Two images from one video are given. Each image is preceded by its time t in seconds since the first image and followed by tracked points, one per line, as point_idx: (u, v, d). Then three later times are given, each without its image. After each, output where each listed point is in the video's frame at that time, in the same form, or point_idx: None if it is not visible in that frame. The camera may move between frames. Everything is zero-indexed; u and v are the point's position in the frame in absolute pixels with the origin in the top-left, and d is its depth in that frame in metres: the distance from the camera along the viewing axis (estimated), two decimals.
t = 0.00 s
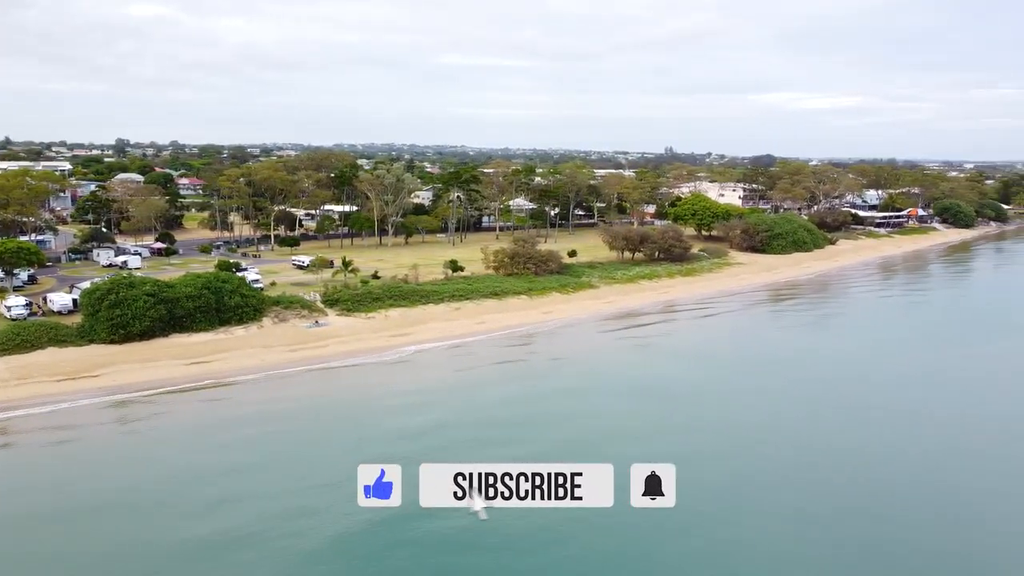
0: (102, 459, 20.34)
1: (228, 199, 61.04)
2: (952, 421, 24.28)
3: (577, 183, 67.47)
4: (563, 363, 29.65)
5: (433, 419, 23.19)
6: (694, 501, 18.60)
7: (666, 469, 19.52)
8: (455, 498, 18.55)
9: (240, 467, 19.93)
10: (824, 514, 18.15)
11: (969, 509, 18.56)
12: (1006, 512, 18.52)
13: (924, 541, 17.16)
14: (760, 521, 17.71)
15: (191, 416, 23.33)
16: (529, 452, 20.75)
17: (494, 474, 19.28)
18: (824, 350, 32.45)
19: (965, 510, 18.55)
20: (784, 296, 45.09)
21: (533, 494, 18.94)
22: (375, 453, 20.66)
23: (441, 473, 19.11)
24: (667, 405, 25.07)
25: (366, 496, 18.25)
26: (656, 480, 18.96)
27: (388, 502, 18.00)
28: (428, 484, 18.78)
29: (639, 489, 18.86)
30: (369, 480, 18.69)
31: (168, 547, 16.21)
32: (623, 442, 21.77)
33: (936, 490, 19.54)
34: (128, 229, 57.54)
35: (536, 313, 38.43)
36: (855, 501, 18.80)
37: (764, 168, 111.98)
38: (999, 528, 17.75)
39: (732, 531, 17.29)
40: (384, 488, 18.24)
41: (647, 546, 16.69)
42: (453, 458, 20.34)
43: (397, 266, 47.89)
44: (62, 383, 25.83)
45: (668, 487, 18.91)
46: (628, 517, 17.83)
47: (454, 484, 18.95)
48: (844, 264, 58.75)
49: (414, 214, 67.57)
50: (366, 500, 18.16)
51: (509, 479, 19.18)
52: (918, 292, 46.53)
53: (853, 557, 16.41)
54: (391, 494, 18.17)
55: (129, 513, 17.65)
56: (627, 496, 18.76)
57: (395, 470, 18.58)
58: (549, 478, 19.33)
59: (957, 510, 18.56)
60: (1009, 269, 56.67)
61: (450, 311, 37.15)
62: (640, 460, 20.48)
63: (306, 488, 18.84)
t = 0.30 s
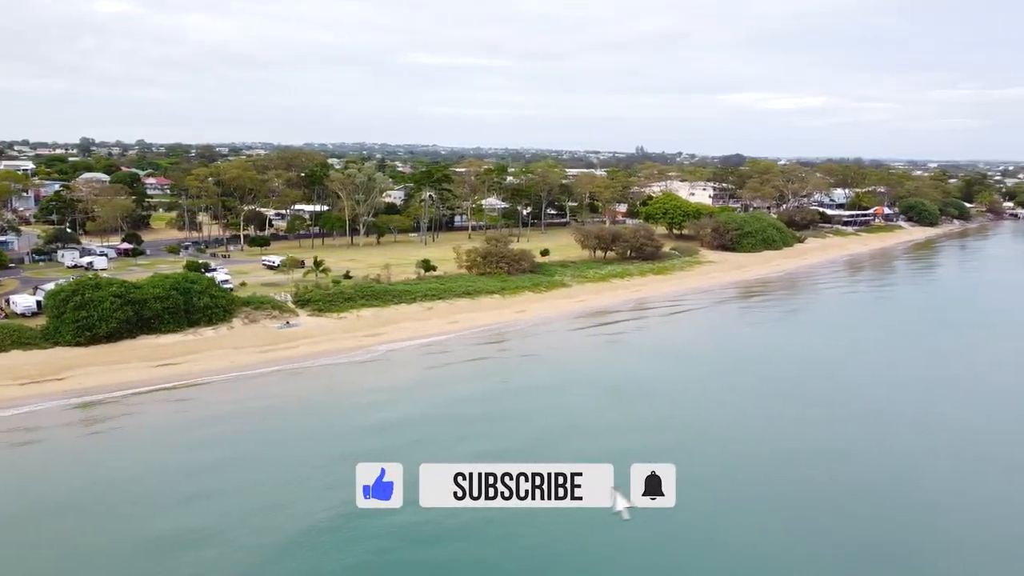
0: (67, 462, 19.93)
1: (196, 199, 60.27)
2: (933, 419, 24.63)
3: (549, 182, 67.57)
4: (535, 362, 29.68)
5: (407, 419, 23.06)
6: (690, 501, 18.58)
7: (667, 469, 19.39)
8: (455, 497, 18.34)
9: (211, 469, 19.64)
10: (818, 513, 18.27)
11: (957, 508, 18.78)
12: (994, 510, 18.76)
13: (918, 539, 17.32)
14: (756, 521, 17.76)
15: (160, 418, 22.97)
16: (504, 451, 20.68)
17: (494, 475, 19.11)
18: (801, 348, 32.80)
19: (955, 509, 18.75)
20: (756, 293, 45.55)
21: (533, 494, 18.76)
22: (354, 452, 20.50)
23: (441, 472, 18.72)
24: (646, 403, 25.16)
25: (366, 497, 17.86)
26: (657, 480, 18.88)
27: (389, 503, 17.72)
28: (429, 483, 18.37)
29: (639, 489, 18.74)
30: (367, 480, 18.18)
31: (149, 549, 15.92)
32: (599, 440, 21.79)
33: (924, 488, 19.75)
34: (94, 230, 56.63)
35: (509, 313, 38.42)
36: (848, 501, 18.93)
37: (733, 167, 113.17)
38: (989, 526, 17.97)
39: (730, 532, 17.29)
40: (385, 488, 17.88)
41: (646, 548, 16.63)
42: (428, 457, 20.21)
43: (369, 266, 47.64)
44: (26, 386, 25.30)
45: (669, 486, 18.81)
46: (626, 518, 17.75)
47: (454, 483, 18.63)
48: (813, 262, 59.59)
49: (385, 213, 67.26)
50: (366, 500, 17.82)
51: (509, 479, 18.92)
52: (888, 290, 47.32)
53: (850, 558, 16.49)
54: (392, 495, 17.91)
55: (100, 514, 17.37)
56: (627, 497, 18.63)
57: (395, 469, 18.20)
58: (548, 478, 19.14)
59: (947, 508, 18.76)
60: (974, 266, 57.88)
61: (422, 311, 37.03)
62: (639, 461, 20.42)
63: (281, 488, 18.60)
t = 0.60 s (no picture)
0: (36, 463, 19.59)
1: (166, 198, 59.49)
2: (913, 416, 24.97)
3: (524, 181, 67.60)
4: (511, 361, 29.72)
5: (383, 418, 22.96)
6: (684, 501, 18.55)
7: (665, 478, 19.67)
8: (454, 497, 18.46)
9: (185, 469, 19.37)
10: (812, 512, 18.34)
11: (942, 504, 18.99)
12: (973, 504, 19.09)
13: (911, 536, 17.46)
14: (751, 520, 17.78)
15: (130, 420, 22.66)
16: (482, 450, 20.67)
17: (493, 475, 19.35)
18: (781, 346, 33.11)
19: (944, 506, 18.96)
20: (730, 292, 45.98)
21: (533, 494, 18.95)
22: (328, 455, 20.26)
23: (441, 473, 19.11)
24: (624, 402, 25.24)
25: (366, 496, 17.93)
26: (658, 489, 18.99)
27: (389, 503, 17.70)
28: (429, 483, 18.70)
29: (637, 492, 18.86)
30: (368, 480, 18.48)
31: (129, 552, 15.64)
32: (576, 438, 21.88)
33: (905, 484, 20.04)
34: (61, 230, 55.77)
35: (484, 312, 38.42)
36: (835, 499, 19.05)
37: (706, 167, 113.91)
38: (980, 523, 18.17)
39: (728, 532, 17.30)
40: (385, 488, 18.11)
41: (645, 550, 16.57)
42: (406, 456, 20.16)
43: (343, 266, 47.47)
44: None
45: (669, 494, 18.88)
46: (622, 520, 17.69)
47: (454, 483, 18.96)
48: (785, 260, 60.27)
49: (359, 213, 66.88)
50: (366, 500, 17.79)
51: (509, 480, 19.24)
52: (862, 288, 47.96)
53: (850, 556, 16.56)
54: (392, 495, 17.96)
55: (67, 519, 16.96)
56: (625, 496, 18.69)
57: (396, 469, 18.60)
58: (549, 478, 19.36)
59: (936, 505, 18.98)
60: (943, 264, 58.91)
61: (397, 311, 36.92)
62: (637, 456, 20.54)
63: (258, 487, 18.43)
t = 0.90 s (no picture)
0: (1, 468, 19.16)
1: (134, 199, 58.58)
2: (898, 415, 25.13)
3: (496, 180, 67.56)
4: (485, 360, 29.66)
5: (358, 419, 22.80)
6: (683, 501, 18.43)
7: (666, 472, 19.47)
8: (455, 497, 18.37)
9: (157, 472, 19.06)
10: (804, 509, 18.41)
11: (922, 497, 19.24)
12: (951, 495, 19.39)
13: (910, 532, 17.42)
14: (740, 516, 17.87)
15: (98, 423, 22.25)
16: (459, 450, 20.59)
17: (493, 474, 19.27)
18: (761, 344, 33.27)
19: (941, 502, 18.97)
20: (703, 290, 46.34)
21: (534, 494, 18.99)
22: (301, 458, 19.96)
23: (440, 474, 19.00)
24: (602, 401, 25.29)
25: (366, 496, 17.80)
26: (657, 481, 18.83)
27: (389, 503, 17.56)
28: (429, 484, 18.53)
29: (639, 489, 18.75)
30: (368, 480, 18.22)
31: (112, 558, 15.23)
32: (553, 436, 21.87)
33: (884, 477, 20.31)
34: (25, 232, 54.68)
35: (456, 312, 38.34)
36: (818, 493, 19.24)
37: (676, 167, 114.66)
38: (976, 517, 18.19)
39: (718, 528, 17.34)
40: (385, 488, 17.84)
41: (647, 552, 16.37)
42: (385, 457, 20.02)
43: (314, 267, 47.12)
44: None
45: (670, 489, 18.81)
46: (623, 522, 17.49)
47: (454, 483, 18.84)
48: (756, 259, 60.92)
49: (330, 213, 66.39)
50: (366, 500, 17.68)
51: (509, 479, 19.21)
52: (835, 286, 48.49)
53: (855, 553, 16.46)
54: (392, 494, 17.76)
55: (31, 524, 16.58)
56: (627, 496, 18.62)
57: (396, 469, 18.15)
58: (549, 478, 19.42)
59: (931, 502, 18.98)
60: (911, 262, 59.87)
61: (370, 312, 36.70)
62: (640, 461, 20.49)
63: (236, 489, 18.19)
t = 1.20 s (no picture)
0: None
1: (99, 199, 57.58)
2: (875, 411, 25.53)
3: (468, 179, 67.41)
4: (459, 359, 29.59)
5: (333, 418, 22.62)
6: (673, 500, 18.46)
7: (665, 473, 19.63)
8: (455, 497, 18.41)
9: (129, 473, 18.76)
10: (790, 504, 18.61)
11: (903, 492, 19.55)
12: (931, 489, 19.73)
13: (900, 529, 17.54)
14: (726, 510, 18.03)
15: (64, 426, 21.81)
16: (436, 449, 20.52)
17: (493, 475, 19.33)
18: (740, 342, 33.46)
19: (929, 500, 19.13)
20: (677, 289, 46.66)
21: (534, 494, 18.92)
22: (277, 458, 19.74)
23: (440, 473, 19.07)
24: (578, 399, 25.35)
25: (366, 496, 17.79)
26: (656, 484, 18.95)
27: (388, 502, 17.57)
28: (429, 482, 18.65)
29: (639, 491, 18.80)
30: (368, 481, 18.35)
31: (92, 560, 14.91)
32: (531, 434, 21.88)
33: (865, 472, 20.61)
34: None
35: (428, 312, 38.22)
36: (801, 488, 19.46)
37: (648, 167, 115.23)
38: (958, 512, 18.51)
39: (706, 522, 17.47)
40: (385, 488, 17.99)
41: (644, 552, 16.29)
42: (365, 457, 19.89)
43: (285, 267, 46.71)
44: None
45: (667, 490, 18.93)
46: (622, 522, 17.40)
47: (454, 483, 18.93)
48: (727, 258, 61.51)
49: (301, 213, 65.78)
50: (366, 499, 17.65)
51: (509, 479, 19.24)
52: (807, 285, 49.03)
53: (852, 552, 16.49)
54: (392, 494, 17.84)
55: None
56: (627, 496, 18.62)
57: (396, 471, 18.59)
58: (549, 478, 19.29)
59: (916, 497, 19.20)
60: (880, 261, 60.74)
61: (341, 312, 36.46)
62: (638, 460, 20.43)
63: (214, 489, 17.97)
